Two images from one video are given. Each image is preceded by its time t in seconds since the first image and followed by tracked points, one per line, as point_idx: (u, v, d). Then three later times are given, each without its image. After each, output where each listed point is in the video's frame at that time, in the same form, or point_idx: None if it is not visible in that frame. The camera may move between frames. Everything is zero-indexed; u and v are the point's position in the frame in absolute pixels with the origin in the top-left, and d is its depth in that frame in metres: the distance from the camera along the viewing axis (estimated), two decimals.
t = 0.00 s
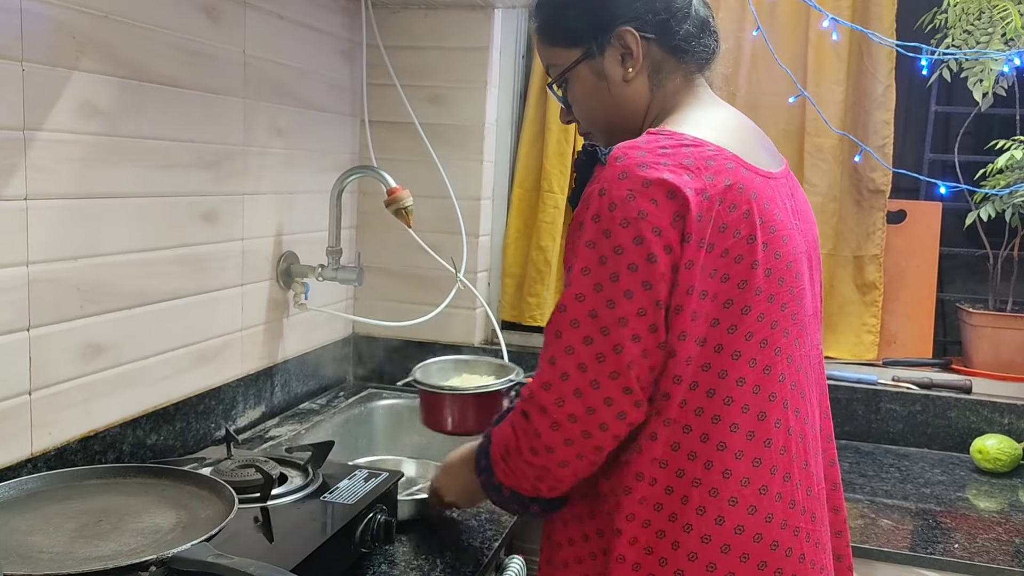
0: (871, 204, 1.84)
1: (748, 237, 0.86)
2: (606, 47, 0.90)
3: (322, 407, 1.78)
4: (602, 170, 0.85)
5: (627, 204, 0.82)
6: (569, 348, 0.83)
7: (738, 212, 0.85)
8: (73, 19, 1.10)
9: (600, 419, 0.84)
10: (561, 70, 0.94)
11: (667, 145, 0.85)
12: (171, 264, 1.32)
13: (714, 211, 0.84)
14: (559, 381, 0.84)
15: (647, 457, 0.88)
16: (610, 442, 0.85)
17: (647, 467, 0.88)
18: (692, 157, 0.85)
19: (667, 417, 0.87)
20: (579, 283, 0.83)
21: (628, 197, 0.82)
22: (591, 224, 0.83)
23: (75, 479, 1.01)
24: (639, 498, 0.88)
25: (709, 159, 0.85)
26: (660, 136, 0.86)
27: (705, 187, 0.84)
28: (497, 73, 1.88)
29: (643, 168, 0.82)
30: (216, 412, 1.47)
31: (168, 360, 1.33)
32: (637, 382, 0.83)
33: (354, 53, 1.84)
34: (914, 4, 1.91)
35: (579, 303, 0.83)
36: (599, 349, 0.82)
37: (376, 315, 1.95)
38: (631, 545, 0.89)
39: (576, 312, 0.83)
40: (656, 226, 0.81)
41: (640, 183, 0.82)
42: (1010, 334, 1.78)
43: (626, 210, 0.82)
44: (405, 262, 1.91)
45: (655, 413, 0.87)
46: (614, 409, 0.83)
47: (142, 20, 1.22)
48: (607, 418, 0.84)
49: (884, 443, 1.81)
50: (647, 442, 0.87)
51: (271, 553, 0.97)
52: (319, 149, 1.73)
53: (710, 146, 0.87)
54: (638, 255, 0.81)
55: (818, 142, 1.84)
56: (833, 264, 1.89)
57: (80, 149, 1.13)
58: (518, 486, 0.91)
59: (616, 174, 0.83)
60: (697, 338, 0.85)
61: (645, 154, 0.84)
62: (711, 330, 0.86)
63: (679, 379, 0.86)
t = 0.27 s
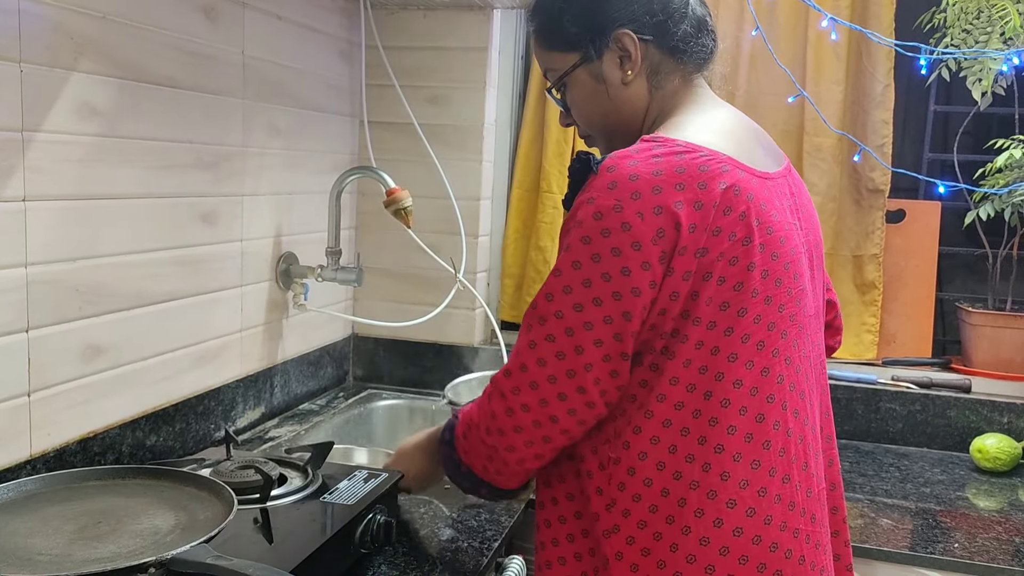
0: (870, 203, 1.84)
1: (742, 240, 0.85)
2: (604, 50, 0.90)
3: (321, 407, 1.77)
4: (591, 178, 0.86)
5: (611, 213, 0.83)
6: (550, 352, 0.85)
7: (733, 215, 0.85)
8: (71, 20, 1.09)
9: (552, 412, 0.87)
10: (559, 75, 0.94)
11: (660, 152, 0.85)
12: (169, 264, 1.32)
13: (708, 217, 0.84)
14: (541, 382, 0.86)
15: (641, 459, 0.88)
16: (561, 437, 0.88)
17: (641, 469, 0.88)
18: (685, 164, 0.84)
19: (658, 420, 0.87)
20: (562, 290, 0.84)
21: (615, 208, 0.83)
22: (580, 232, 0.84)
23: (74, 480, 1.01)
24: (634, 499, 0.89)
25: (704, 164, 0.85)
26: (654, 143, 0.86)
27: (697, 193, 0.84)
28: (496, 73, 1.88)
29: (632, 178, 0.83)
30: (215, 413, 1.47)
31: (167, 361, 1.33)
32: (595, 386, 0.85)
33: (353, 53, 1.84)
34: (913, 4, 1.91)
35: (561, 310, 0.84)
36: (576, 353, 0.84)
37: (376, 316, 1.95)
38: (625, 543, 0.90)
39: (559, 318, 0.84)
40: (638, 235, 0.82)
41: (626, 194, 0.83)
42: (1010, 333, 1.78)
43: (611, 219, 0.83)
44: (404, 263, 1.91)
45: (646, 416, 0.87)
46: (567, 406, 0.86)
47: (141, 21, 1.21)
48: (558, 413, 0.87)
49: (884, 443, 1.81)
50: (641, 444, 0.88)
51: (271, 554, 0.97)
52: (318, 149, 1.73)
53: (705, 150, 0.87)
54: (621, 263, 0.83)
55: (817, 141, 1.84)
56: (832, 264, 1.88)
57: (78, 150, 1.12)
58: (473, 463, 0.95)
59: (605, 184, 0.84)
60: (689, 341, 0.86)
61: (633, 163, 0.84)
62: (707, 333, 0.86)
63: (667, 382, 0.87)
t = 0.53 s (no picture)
0: (872, 202, 1.83)
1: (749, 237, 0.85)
2: (601, 52, 0.88)
3: (323, 408, 1.77)
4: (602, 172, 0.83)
5: (633, 206, 0.79)
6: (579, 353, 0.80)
7: (742, 210, 0.84)
8: (72, 21, 1.09)
9: (598, 422, 0.81)
10: (557, 78, 0.93)
11: (670, 148, 0.84)
12: (170, 265, 1.32)
13: (718, 213, 0.83)
14: (584, 388, 0.80)
15: (651, 460, 0.87)
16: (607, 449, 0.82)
17: (649, 470, 0.87)
18: (695, 159, 0.83)
19: (670, 421, 0.86)
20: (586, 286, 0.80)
21: (636, 200, 0.80)
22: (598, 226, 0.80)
23: (76, 482, 1.01)
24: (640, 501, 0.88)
25: (711, 160, 0.84)
26: (660, 139, 0.85)
27: (708, 189, 0.83)
28: (497, 73, 1.88)
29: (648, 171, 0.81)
30: (217, 414, 1.46)
31: (168, 362, 1.33)
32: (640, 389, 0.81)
33: (353, 53, 1.83)
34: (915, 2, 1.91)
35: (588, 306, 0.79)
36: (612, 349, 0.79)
37: (378, 316, 1.94)
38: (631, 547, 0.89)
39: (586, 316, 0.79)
40: (665, 226, 0.79)
41: (645, 186, 0.80)
42: (1013, 332, 1.78)
43: (632, 212, 0.79)
44: (406, 263, 1.91)
45: (658, 416, 0.86)
46: (613, 415, 0.81)
47: (141, 22, 1.21)
48: (605, 422, 0.81)
49: (886, 442, 1.81)
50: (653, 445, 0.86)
51: (273, 555, 0.97)
52: (319, 149, 1.73)
53: (712, 147, 0.86)
54: (649, 254, 0.79)
55: (818, 140, 1.83)
56: (834, 263, 1.88)
57: (79, 151, 1.12)
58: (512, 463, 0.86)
59: (620, 178, 0.81)
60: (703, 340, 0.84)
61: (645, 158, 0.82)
62: (713, 333, 0.85)
63: (682, 382, 0.85)
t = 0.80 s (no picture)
0: (874, 201, 1.83)
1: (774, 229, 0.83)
2: (595, 55, 0.88)
3: (325, 409, 1.77)
4: (633, 166, 0.80)
5: (687, 192, 0.76)
6: (665, 349, 0.73)
7: (768, 202, 0.83)
8: (74, 25, 1.10)
9: (729, 415, 0.73)
10: (552, 82, 0.92)
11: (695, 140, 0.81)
12: (173, 267, 1.32)
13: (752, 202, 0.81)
14: (705, 382, 0.73)
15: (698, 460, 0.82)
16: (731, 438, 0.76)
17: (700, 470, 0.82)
18: (721, 150, 0.82)
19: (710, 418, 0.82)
20: (659, 279, 0.74)
21: (683, 187, 0.76)
22: (650, 216, 0.76)
23: (80, 484, 1.01)
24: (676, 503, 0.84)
25: (735, 152, 0.83)
26: (681, 134, 0.83)
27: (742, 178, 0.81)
28: (498, 73, 1.88)
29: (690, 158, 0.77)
30: (220, 416, 1.47)
31: (171, 364, 1.33)
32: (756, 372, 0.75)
33: (355, 54, 1.83)
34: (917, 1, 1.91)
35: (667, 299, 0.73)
36: (709, 341, 0.73)
37: (380, 317, 1.95)
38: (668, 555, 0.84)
39: (665, 309, 0.73)
40: (723, 210, 0.76)
41: (689, 173, 0.77)
42: (1015, 331, 1.78)
43: (689, 197, 0.75)
44: (408, 264, 1.91)
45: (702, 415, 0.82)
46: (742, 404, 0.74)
47: (143, 25, 1.22)
48: (735, 414, 0.74)
49: (889, 441, 1.81)
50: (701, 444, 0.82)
51: (276, 557, 0.97)
52: (321, 150, 1.73)
53: (730, 142, 0.85)
54: (717, 239, 0.75)
55: (820, 140, 1.83)
56: (837, 262, 1.88)
57: (81, 154, 1.13)
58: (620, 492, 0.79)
59: (662, 169, 0.77)
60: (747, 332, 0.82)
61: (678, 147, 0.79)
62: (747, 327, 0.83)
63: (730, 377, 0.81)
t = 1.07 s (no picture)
0: (876, 200, 1.83)
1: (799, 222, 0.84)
2: (599, 54, 0.88)
3: (328, 410, 1.78)
4: (663, 165, 0.79)
5: (724, 187, 0.76)
6: (717, 344, 0.73)
7: (794, 197, 0.83)
8: (75, 26, 1.10)
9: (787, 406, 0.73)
10: (552, 83, 0.92)
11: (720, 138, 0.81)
12: (175, 269, 1.32)
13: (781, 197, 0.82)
14: (761, 374, 0.72)
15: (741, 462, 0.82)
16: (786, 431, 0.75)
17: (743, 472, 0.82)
18: (747, 145, 0.82)
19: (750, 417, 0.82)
20: (705, 275, 0.73)
21: (720, 185, 0.76)
22: (688, 212, 0.75)
23: (83, 486, 1.02)
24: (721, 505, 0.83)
25: (758, 146, 0.83)
26: (704, 130, 0.83)
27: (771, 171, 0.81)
28: (499, 73, 1.88)
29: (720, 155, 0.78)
30: (223, 417, 1.47)
31: (174, 364, 1.34)
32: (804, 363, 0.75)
33: (356, 55, 1.83)
34: None
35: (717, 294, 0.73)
36: (761, 334, 0.72)
37: (382, 317, 1.95)
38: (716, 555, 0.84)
39: (715, 304, 0.73)
40: (760, 204, 0.76)
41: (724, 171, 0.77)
42: (1017, 329, 1.78)
43: (726, 192, 0.76)
44: (410, 264, 1.91)
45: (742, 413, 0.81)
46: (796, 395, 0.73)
47: (144, 26, 1.22)
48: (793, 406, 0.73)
49: (891, 440, 1.81)
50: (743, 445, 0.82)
51: (279, 558, 0.97)
52: (322, 151, 1.73)
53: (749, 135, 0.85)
54: (758, 231, 0.75)
55: (822, 138, 1.83)
56: (839, 260, 1.88)
57: (83, 156, 1.13)
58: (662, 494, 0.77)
59: (695, 166, 0.77)
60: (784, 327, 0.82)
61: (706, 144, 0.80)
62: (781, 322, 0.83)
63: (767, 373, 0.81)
